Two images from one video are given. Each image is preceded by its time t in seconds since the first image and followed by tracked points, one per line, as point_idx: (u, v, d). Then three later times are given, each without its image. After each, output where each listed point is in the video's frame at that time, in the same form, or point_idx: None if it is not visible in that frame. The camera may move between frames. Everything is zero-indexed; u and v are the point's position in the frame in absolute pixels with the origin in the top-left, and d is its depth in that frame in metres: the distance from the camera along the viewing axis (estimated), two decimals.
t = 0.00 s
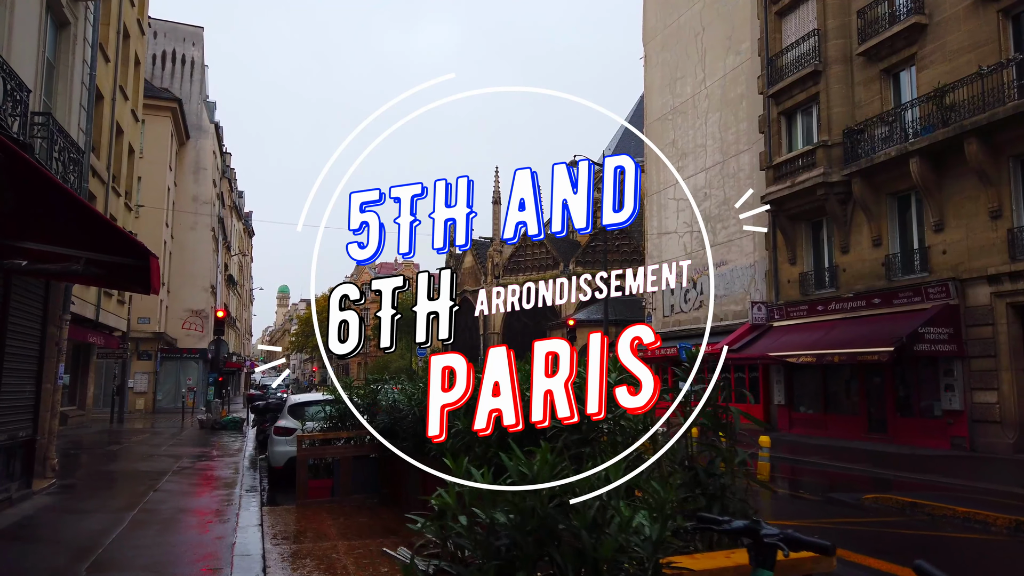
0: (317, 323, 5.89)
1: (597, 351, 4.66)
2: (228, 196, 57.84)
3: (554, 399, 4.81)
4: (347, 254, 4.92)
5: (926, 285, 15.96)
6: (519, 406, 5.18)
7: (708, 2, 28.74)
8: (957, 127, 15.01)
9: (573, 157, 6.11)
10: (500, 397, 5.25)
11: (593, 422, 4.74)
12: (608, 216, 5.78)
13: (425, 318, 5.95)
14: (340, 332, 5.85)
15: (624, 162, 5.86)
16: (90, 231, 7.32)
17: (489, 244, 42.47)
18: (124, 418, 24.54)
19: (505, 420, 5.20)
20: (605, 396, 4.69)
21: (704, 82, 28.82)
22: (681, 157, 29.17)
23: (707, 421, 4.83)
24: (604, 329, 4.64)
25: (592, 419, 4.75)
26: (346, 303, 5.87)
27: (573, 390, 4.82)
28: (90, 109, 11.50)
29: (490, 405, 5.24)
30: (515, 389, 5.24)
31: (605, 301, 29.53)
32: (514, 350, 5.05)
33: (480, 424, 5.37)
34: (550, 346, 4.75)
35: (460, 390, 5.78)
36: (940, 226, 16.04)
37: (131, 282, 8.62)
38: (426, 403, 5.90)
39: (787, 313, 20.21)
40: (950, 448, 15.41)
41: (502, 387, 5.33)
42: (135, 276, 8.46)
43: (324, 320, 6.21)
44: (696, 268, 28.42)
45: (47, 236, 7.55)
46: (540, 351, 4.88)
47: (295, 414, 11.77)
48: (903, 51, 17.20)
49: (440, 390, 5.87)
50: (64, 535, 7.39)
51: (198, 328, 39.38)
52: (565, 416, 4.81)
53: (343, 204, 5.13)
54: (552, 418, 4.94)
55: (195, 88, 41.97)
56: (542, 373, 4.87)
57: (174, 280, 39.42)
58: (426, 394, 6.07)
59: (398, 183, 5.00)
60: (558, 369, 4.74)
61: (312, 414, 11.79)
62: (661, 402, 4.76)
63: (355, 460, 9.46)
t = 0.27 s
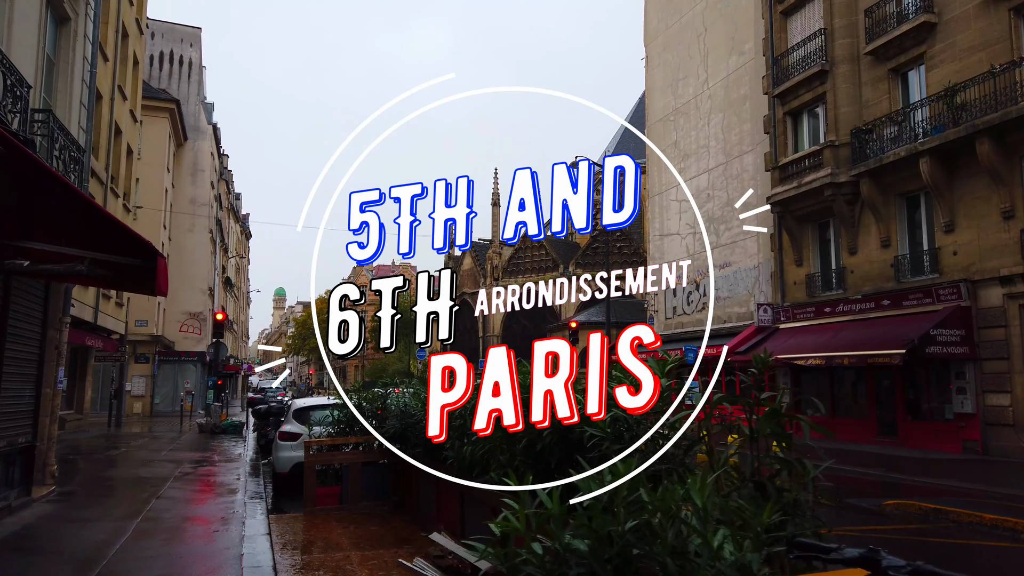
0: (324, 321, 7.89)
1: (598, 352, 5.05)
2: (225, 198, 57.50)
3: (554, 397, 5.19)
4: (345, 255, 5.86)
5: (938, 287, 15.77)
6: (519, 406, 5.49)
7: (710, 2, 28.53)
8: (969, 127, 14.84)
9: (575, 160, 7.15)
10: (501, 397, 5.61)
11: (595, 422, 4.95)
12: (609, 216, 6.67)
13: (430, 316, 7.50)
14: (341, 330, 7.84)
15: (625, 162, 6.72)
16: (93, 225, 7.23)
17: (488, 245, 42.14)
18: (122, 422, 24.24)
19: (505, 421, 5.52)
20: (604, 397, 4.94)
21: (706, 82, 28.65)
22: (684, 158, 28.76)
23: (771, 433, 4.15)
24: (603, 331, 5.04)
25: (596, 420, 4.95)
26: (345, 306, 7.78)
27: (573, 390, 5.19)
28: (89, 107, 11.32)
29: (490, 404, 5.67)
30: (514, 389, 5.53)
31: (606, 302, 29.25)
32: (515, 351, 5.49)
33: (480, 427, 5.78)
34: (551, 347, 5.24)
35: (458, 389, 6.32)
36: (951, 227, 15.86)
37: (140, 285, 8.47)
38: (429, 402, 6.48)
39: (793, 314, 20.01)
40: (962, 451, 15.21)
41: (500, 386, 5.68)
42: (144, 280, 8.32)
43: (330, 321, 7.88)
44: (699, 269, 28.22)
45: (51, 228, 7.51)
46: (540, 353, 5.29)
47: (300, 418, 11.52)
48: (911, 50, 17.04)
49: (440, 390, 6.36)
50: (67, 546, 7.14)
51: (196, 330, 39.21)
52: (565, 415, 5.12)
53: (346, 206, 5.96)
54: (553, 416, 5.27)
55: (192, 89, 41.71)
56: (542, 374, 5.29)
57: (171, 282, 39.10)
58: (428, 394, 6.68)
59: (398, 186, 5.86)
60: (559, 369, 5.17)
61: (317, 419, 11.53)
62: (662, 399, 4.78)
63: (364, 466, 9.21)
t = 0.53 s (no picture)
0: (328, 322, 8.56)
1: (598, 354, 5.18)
2: (222, 200, 57.20)
3: (554, 397, 5.25)
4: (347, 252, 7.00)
5: (949, 288, 15.56)
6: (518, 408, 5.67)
7: (713, 2, 28.31)
8: (981, 125, 14.68)
9: (577, 165, 8.51)
10: (502, 396, 5.91)
11: (595, 422, 4.90)
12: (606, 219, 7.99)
13: (429, 315, 8.53)
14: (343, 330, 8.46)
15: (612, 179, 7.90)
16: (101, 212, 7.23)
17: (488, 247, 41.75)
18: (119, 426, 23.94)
19: (506, 420, 5.70)
20: (605, 397, 4.90)
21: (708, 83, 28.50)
22: (686, 159, 28.45)
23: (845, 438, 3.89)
24: (601, 332, 5.16)
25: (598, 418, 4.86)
26: (346, 307, 8.49)
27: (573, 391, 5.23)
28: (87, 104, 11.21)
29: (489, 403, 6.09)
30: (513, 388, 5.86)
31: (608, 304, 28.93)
32: (514, 352, 5.90)
33: (480, 426, 6.21)
34: (550, 347, 5.49)
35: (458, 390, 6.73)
36: (962, 227, 15.67)
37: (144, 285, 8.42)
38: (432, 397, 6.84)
39: (799, 317, 19.80)
40: (974, 455, 14.99)
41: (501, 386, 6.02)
42: (149, 278, 8.27)
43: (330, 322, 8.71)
44: (702, 271, 28.01)
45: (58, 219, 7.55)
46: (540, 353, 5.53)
47: (304, 423, 11.23)
48: (919, 49, 16.87)
49: (440, 390, 6.85)
50: (67, 555, 6.88)
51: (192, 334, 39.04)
52: (565, 415, 5.07)
53: (348, 207, 7.07)
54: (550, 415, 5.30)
55: (190, 90, 41.47)
56: (542, 374, 5.47)
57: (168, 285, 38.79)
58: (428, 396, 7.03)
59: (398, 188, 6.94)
60: (559, 369, 5.33)
61: (320, 424, 11.23)
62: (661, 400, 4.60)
63: (372, 471, 8.96)
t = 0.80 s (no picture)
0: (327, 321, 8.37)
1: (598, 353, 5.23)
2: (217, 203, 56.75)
3: (554, 397, 5.26)
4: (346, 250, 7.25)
5: (956, 291, 15.36)
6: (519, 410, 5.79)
7: (712, 4, 28.16)
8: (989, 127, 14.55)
9: (579, 163, 8.33)
10: (502, 397, 6.08)
11: (592, 422, 4.78)
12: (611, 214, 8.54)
13: (429, 315, 8.38)
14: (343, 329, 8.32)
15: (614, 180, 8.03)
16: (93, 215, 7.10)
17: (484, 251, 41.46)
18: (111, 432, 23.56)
19: (505, 420, 6.02)
20: (605, 396, 4.80)
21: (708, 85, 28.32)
22: (686, 162, 28.22)
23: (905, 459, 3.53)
24: (603, 331, 5.12)
25: (596, 417, 4.76)
26: (347, 304, 8.30)
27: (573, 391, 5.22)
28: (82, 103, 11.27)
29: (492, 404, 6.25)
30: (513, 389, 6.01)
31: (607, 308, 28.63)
32: (514, 353, 5.97)
33: (480, 425, 6.38)
34: (551, 347, 5.51)
35: (458, 389, 6.82)
36: (968, 230, 15.49)
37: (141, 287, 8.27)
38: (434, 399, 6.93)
39: (803, 320, 19.57)
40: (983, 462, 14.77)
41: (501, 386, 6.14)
42: (145, 281, 8.10)
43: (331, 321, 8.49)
44: (702, 274, 27.78)
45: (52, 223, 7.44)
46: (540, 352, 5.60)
47: (303, 430, 10.92)
48: (925, 50, 16.70)
49: (440, 390, 6.90)
50: (57, 572, 6.59)
51: (187, 338, 38.18)
52: (565, 414, 4.99)
53: (348, 206, 7.31)
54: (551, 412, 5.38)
55: (185, 92, 41.13)
56: (543, 373, 5.52)
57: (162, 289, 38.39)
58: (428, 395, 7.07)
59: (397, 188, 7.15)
60: (559, 369, 5.33)
61: (320, 432, 10.94)
62: (661, 400, 4.41)
63: (374, 481, 8.65)
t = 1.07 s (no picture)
0: (325, 321, 8.07)
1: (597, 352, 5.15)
2: (207, 205, 56.25)
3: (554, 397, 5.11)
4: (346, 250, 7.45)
5: (959, 291, 15.20)
6: (518, 406, 5.73)
7: (708, 4, 28.02)
8: (993, 125, 14.43)
9: (578, 163, 8.06)
10: (502, 397, 5.86)
11: (594, 422, 4.61)
12: (610, 215, 8.36)
13: (430, 314, 8.10)
14: (343, 329, 8.00)
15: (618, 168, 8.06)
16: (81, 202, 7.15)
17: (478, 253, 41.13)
18: (99, 436, 23.12)
19: (506, 420, 5.81)
20: (605, 396, 4.65)
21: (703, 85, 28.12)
22: (682, 162, 28.02)
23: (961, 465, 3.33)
24: (602, 331, 4.98)
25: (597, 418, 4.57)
26: (344, 305, 8.01)
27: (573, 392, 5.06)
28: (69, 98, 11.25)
29: (491, 403, 6.03)
30: (513, 389, 5.82)
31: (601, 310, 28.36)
32: (514, 352, 5.75)
33: (481, 426, 6.15)
34: (551, 347, 5.33)
35: (459, 389, 6.54)
36: (971, 230, 15.33)
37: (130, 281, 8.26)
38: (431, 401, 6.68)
39: (802, 322, 19.36)
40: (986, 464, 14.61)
41: (500, 387, 5.96)
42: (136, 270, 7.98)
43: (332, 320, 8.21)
44: (698, 276, 27.55)
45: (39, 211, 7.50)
46: (540, 352, 5.41)
47: (296, 434, 10.58)
48: (926, 48, 16.54)
49: (440, 389, 6.62)
50: None
51: (176, 340, 37.87)
52: (565, 415, 4.85)
53: (348, 206, 7.56)
54: (552, 416, 5.25)
55: (174, 92, 40.68)
56: (543, 373, 5.35)
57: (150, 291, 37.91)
58: (428, 395, 6.78)
59: (396, 188, 7.45)
60: (559, 369, 5.16)
61: (314, 435, 10.60)
62: (661, 400, 4.35)
63: (371, 486, 8.32)
